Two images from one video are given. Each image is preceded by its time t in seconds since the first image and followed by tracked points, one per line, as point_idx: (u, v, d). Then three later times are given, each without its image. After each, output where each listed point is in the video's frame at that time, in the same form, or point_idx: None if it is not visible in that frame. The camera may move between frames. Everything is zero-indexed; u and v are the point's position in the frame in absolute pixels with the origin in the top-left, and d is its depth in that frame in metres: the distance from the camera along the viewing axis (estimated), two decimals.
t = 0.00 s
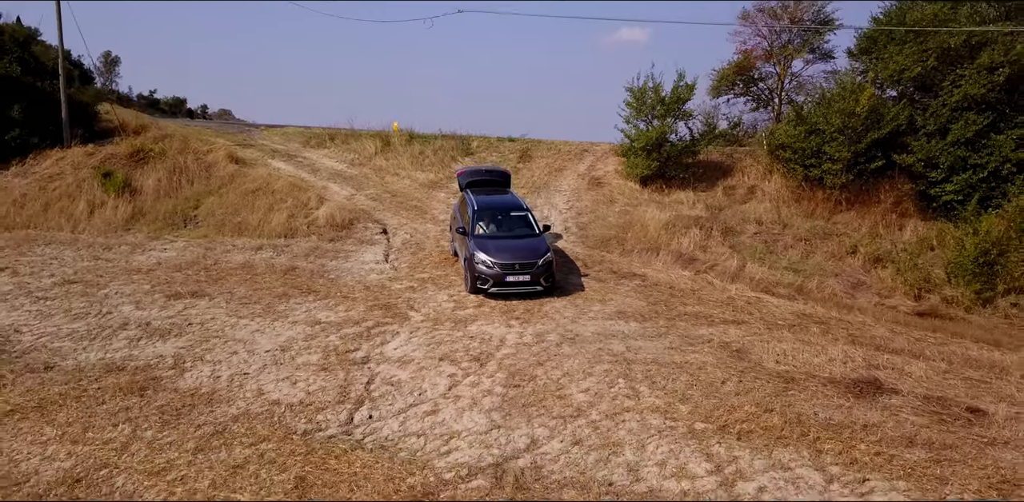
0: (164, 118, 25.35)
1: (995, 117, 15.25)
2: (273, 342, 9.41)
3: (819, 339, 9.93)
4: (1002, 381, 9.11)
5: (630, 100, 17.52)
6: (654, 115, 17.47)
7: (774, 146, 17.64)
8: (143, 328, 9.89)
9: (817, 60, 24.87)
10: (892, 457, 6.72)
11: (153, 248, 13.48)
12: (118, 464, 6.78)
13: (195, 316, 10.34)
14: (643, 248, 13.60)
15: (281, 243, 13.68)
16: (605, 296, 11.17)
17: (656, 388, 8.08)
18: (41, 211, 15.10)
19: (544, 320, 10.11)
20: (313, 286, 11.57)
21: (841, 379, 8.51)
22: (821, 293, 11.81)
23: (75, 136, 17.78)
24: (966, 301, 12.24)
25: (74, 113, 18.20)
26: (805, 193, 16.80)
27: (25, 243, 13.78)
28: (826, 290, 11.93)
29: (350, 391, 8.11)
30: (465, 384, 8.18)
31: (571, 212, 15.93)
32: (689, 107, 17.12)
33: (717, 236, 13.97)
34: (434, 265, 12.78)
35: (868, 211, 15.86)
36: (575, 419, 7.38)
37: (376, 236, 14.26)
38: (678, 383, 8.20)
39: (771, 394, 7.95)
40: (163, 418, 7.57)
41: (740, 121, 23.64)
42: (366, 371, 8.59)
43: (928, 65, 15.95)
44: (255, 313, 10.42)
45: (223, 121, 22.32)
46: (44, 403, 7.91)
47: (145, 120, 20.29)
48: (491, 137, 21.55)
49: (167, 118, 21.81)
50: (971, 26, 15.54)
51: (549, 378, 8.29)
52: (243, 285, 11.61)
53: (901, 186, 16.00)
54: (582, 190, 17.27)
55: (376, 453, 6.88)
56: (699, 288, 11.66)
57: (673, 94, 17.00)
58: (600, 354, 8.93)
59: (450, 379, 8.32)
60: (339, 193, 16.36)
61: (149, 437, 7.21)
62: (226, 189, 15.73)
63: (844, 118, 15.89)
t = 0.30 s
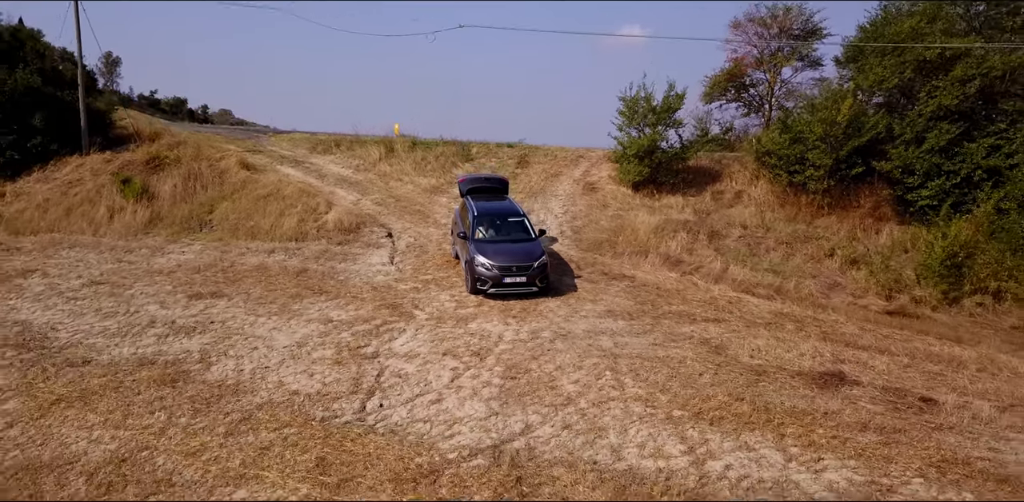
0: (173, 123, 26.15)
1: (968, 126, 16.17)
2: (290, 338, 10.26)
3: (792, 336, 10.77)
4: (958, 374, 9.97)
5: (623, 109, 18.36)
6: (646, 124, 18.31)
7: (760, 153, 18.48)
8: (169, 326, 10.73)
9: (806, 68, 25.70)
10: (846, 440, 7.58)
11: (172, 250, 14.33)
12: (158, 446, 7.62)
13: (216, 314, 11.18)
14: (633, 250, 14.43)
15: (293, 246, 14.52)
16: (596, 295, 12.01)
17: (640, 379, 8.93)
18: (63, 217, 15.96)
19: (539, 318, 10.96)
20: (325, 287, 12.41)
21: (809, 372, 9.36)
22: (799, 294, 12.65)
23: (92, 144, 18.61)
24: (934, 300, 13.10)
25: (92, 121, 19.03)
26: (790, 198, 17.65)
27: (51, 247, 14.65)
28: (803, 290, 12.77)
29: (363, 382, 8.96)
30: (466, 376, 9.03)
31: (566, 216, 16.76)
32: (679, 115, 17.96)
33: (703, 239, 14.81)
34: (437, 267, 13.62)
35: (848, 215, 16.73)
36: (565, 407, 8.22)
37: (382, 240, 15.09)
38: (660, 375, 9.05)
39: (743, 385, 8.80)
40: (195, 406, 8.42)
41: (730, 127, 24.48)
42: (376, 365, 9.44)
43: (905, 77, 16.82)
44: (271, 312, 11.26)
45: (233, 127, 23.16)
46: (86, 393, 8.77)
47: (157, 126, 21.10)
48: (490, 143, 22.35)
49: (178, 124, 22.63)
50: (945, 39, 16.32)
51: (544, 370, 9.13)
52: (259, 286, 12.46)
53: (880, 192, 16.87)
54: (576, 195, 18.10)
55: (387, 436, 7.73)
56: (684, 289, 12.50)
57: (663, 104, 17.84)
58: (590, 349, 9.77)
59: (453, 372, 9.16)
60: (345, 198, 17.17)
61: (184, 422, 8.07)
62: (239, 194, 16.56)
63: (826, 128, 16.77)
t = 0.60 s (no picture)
0: (184, 128, 27.04)
1: (941, 135, 17.13)
2: (306, 334, 11.17)
3: (769, 333, 11.68)
4: (918, 367, 10.88)
5: (616, 118, 19.25)
6: (638, 132, 19.22)
7: (747, 159, 19.38)
8: (194, 323, 11.65)
9: (795, 75, 26.60)
10: (806, 424, 8.50)
11: (191, 253, 15.23)
12: (192, 430, 8.53)
13: (237, 313, 12.09)
14: (624, 252, 15.33)
15: (304, 249, 15.42)
16: (588, 295, 12.91)
17: (626, 371, 9.83)
18: (86, 221, 16.87)
19: (535, 316, 11.86)
20: (336, 287, 13.32)
21: (780, 365, 10.27)
22: (778, 293, 13.56)
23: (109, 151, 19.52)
24: (904, 300, 14.03)
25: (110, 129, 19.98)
26: (775, 202, 18.54)
27: (76, 250, 15.58)
28: (782, 291, 13.67)
29: (374, 374, 9.87)
30: (468, 369, 9.94)
31: (562, 220, 17.66)
32: (670, 124, 18.85)
33: (691, 242, 15.71)
34: (440, 269, 14.53)
35: (829, 219, 17.63)
36: (557, 396, 9.13)
37: (388, 243, 15.99)
38: (644, 367, 9.96)
39: (719, 376, 9.71)
40: (223, 395, 9.33)
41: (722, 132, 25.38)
42: (386, 359, 10.34)
43: (884, 88, 17.74)
44: (287, 311, 12.17)
45: (242, 133, 24.05)
46: (123, 384, 9.69)
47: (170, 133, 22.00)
48: (490, 149, 23.24)
49: (189, 130, 23.53)
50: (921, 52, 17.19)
51: (539, 364, 10.03)
52: (274, 286, 13.36)
53: (860, 197, 17.78)
54: (572, 200, 19.00)
55: (397, 422, 8.64)
56: (670, 289, 13.41)
57: (654, 113, 18.74)
58: (582, 345, 10.68)
59: (456, 365, 10.06)
60: (352, 203, 18.06)
61: (214, 410, 8.98)
62: (252, 199, 17.46)
63: (808, 136, 17.67)
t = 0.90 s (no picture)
0: (193, 133, 28.02)
1: (916, 143, 18.13)
2: (319, 331, 12.15)
3: (746, 329, 12.66)
4: (882, 361, 11.86)
5: (609, 126, 20.24)
6: (630, 139, 20.20)
7: (734, 166, 20.35)
8: (216, 321, 12.64)
9: (784, 82, 27.56)
10: (772, 410, 9.48)
11: (208, 255, 16.23)
12: (222, 416, 9.52)
13: (254, 311, 13.08)
14: (615, 254, 16.31)
15: (314, 251, 16.40)
16: (580, 295, 13.89)
17: (612, 364, 10.81)
18: (107, 224, 17.86)
19: (531, 314, 12.84)
20: (345, 287, 14.30)
21: (754, 359, 11.25)
22: (757, 293, 14.54)
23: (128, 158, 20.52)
24: (876, 300, 15.02)
25: (127, 136, 21.09)
26: (760, 206, 19.52)
27: (100, 252, 16.56)
28: (762, 290, 14.65)
29: (383, 366, 10.85)
30: (469, 361, 10.92)
31: (557, 223, 18.65)
32: (660, 132, 19.83)
33: (678, 244, 16.68)
34: (442, 270, 15.50)
35: (811, 222, 18.60)
36: (550, 385, 10.11)
37: (393, 245, 16.97)
38: (629, 360, 10.94)
39: (697, 368, 10.70)
40: (247, 386, 10.32)
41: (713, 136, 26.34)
42: (394, 353, 11.32)
43: (861, 99, 18.73)
44: (301, 309, 13.16)
45: (251, 139, 25.01)
46: (155, 375, 10.69)
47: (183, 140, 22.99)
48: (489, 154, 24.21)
49: (200, 135, 24.51)
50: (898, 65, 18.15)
51: (534, 357, 11.02)
52: (288, 286, 14.35)
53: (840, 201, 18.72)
54: (567, 204, 19.98)
55: (405, 408, 9.61)
56: (657, 289, 14.40)
57: (645, 121, 19.73)
58: (573, 340, 11.66)
59: (458, 358, 11.04)
60: (358, 207, 19.03)
61: (240, 398, 9.97)
62: (263, 204, 18.43)
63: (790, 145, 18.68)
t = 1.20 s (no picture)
0: (203, 138, 29.07)
1: (890, 150, 19.20)
2: (332, 327, 13.24)
3: (725, 325, 13.75)
4: (848, 354, 12.96)
5: (602, 133, 21.31)
6: (622, 146, 21.27)
7: (721, 171, 21.42)
8: (236, 318, 13.73)
9: (772, 90, 28.65)
10: (741, 397, 10.57)
11: (225, 256, 17.32)
12: (247, 402, 10.61)
13: (271, 309, 14.16)
14: (606, 255, 17.39)
15: (325, 253, 17.49)
16: (572, 294, 14.97)
17: (600, 356, 11.89)
18: (127, 228, 18.94)
19: (526, 312, 13.91)
20: (354, 287, 15.39)
21: (729, 352, 12.33)
22: (738, 292, 15.63)
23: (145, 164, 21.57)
24: (849, 299, 16.11)
25: (143, 143, 22.19)
26: (745, 210, 20.60)
27: (122, 254, 17.65)
28: (742, 290, 15.74)
29: (391, 358, 11.94)
30: (470, 354, 12.01)
31: (553, 226, 19.73)
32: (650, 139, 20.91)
33: (665, 246, 17.75)
34: (444, 271, 16.58)
35: (792, 225, 19.68)
36: (543, 375, 11.19)
37: (398, 247, 18.06)
38: (615, 352, 12.02)
39: (677, 360, 11.79)
40: (269, 376, 11.41)
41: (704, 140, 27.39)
42: (401, 346, 12.41)
43: (840, 109, 19.83)
44: (314, 307, 14.25)
45: (260, 145, 26.09)
46: (184, 366, 11.78)
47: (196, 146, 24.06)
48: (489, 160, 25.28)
49: (211, 142, 25.55)
50: (873, 76, 19.22)
51: (529, 350, 12.10)
52: (301, 286, 15.43)
53: (820, 205, 19.81)
54: (561, 208, 21.05)
55: (412, 396, 10.69)
56: (644, 289, 15.47)
57: (636, 129, 20.81)
58: (565, 335, 12.74)
59: (460, 351, 12.12)
60: (364, 211, 20.10)
61: (263, 387, 11.06)
62: (275, 208, 19.51)
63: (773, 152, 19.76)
